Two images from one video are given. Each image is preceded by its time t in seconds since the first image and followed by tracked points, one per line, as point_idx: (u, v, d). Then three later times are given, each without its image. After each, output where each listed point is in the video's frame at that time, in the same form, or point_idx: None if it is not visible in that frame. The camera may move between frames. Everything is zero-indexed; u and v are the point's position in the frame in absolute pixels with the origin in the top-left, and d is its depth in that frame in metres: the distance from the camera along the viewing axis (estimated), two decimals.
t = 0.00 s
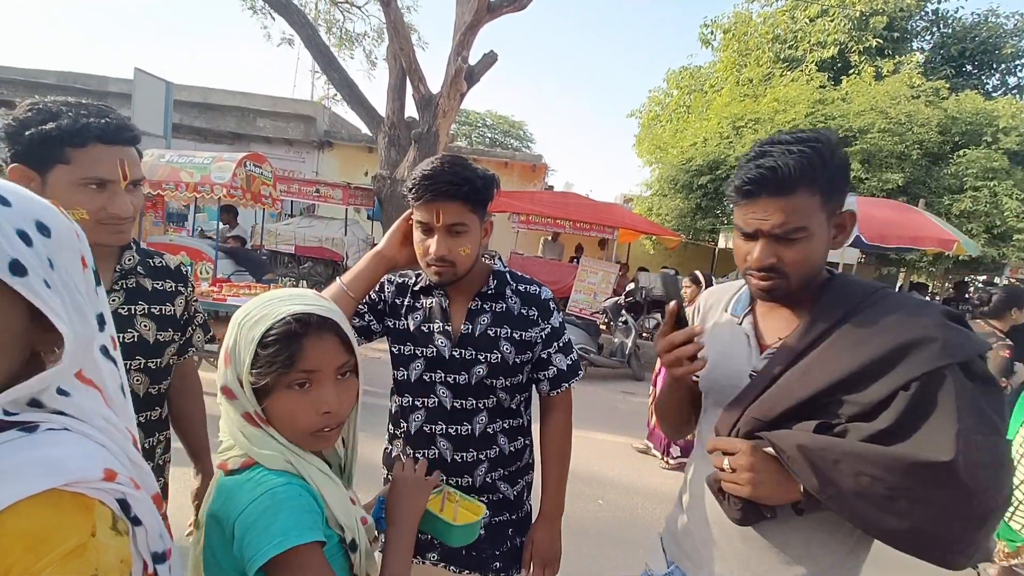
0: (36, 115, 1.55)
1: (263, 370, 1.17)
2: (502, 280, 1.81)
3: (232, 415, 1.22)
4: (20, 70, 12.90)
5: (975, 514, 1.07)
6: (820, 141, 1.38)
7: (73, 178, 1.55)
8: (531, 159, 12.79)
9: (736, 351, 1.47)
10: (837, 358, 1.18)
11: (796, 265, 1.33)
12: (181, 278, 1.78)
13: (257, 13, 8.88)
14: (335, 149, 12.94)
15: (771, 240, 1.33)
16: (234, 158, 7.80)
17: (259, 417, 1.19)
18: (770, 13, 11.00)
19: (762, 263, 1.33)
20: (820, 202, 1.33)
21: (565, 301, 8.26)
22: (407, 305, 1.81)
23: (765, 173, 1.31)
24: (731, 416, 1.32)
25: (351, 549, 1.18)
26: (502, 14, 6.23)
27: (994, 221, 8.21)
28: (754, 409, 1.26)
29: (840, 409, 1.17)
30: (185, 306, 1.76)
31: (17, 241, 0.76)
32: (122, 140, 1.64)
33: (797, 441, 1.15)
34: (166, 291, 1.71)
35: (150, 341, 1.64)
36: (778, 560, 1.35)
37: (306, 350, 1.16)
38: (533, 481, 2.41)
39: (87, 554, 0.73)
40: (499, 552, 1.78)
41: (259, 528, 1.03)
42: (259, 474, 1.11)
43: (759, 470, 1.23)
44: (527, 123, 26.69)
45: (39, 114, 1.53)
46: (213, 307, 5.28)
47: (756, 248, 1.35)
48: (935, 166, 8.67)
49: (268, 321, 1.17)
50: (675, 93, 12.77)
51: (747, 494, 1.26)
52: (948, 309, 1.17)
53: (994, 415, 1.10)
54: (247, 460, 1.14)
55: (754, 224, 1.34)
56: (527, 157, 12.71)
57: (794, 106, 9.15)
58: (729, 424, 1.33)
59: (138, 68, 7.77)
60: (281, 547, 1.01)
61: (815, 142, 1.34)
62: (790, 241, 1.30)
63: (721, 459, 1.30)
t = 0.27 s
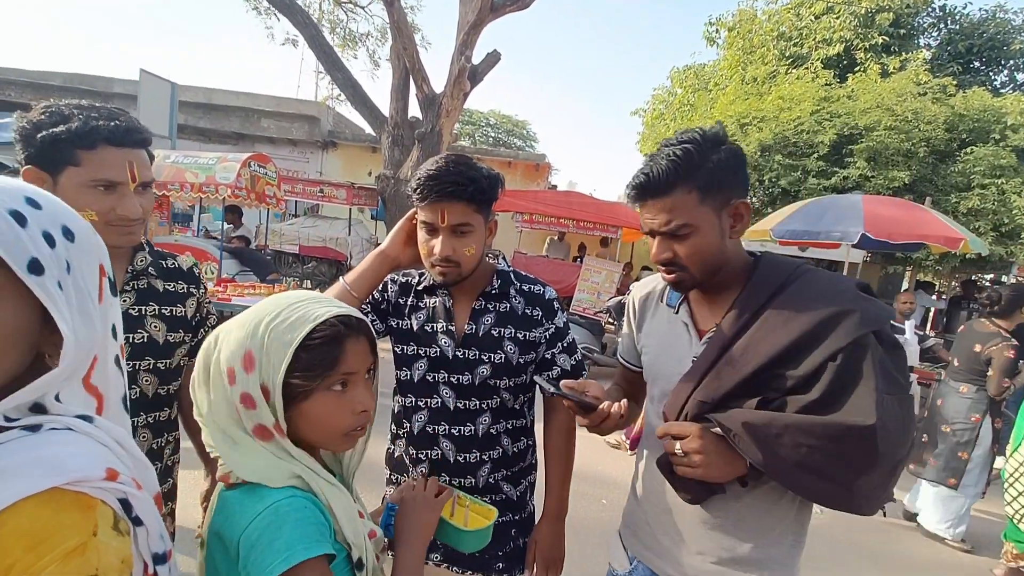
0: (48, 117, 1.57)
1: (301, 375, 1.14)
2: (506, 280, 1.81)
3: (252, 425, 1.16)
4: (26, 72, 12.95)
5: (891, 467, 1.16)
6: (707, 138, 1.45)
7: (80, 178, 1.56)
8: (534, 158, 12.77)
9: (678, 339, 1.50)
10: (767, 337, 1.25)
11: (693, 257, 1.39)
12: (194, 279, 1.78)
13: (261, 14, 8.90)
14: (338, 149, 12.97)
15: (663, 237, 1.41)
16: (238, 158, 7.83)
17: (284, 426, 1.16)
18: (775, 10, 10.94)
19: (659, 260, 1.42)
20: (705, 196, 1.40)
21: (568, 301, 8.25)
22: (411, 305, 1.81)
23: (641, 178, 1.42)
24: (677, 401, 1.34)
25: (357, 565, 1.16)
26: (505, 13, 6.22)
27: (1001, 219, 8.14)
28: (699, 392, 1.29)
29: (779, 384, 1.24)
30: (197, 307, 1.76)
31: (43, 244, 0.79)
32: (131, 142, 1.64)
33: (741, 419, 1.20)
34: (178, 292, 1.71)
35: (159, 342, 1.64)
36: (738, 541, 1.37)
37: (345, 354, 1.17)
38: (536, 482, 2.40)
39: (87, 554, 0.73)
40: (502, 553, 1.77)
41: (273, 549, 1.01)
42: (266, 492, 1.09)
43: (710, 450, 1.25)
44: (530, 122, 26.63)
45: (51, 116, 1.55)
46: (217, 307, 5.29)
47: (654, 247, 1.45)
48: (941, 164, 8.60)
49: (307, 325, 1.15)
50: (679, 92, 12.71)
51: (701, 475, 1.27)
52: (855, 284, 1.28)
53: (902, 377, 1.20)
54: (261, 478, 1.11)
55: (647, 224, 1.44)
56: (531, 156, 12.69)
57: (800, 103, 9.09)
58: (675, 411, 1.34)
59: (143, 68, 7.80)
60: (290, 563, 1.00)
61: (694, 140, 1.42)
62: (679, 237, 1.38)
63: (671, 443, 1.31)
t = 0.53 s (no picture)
0: (56, 122, 1.60)
1: (335, 375, 1.12)
2: (509, 281, 1.81)
3: (283, 438, 1.07)
4: (33, 76, 13.06)
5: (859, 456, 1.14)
6: (665, 141, 1.46)
7: (81, 182, 1.58)
8: (537, 159, 12.79)
9: (657, 336, 1.51)
10: (735, 326, 1.26)
11: (659, 258, 1.39)
12: (207, 283, 1.77)
13: (263, 16, 8.94)
14: (341, 151, 13.01)
15: (628, 241, 1.42)
16: (241, 160, 7.86)
17: (310, 433, 1.11)
18: (777, 11, 10.94)
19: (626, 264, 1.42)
20: (665, 197, 1.40)
21: (570, 302, 8.25)
22: (413, 306, 1.82)
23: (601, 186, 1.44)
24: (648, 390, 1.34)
25: None
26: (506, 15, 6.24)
27: (1005, 219, 8.10)
28: (668, 382, 1.29)
29: (744, 374, 1.23)
30: (208, 311, 1.75)
31: (70, 254, 0.82)
32: (132, 146, 1.65)
33: (707, 407, 1.20)
34: (190, 296, 1.70)
35: (168, 345, 1.63)
36: (718, 539, 1.37)
37: (366, 347, 1.18)
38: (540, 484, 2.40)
39: (77, 558, 0.74)
40: (505, 555, 1.77)
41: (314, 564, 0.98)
42: (283, 513, 1.02)
43: (679, 439, 1.24)
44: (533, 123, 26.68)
45: (56, 121, 1.58)
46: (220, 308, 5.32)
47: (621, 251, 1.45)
48: (945, 164, 8.56)
49: (342, 320, 1.13)
50: (681, 93, 12.71)
51: (671, 465, 1.25)
52: (822, 275, 1.28)
53: (870, 365, 1.19)
54: (288, 496, 1.05)
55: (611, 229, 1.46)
56: (533, 158, 12.71)
57: (802, 103, 9.08)
58: (648, 401, 1.34)
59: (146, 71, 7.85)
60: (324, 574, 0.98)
61: (648, 144, 1.42)
62: (642, 240, 1.38)
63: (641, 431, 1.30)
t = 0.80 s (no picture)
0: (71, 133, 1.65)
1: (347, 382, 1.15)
2: (515, 283, 1.82)
3: (296, 439, 1.08)
4: (42, 79, 13.21)
5: (865, 464, 1.14)
6: (668, 147, 1.47)
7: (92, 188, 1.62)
8: (540, 161, 12.80)
9: (663, 340, 1.51)
10: (743, 330, 1.26)
11: (662, 262, 1.40)
12: (225, 290, 1.78)
13: (269, 19, 9.00)
14: (346, 153, 13.08)
15: (631, 245, 1.42)
16: (247, 162, 7.92)
17: (318, 435, 1.13)
18: (781, 13, 10.92)
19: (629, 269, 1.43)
20: (669, 202, 1.39)
21: (574, 304, 8.25)
22: (419, 307, 1.83)
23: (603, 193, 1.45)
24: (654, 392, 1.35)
25: None
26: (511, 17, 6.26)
27: (1013, 221, 8.04)
28: (674, 385, 1.30)
29: (752, 377, 1.24)
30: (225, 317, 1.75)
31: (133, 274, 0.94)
32: (137, 150, 1.66)
33: (713, 411, 1.20)
34: (207, 301, 1.71)
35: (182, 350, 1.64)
36: (719, 543, 1.36)
37: (371, 358, 1.23)
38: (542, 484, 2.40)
39: (104, 554, 0.76)
40: (509, 556, 1.77)
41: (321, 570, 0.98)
42: (289, 522, 1.03)
43: (684, 442, 1.25)
44: (536, 125, 26.71)
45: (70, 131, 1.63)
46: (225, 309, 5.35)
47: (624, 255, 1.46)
48: (951, 166, 8.51)
49: (365, 328, 1.16)
50: (684, 95, 12.70)
51: (673, 466, 1.26)
52: (832, 282, 1.28)
53: (877, 372, 1.19)
54: (295, 504, 1.06)
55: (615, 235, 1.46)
56: (537, 160, 12.73)
57: (806, 105, 9.05)
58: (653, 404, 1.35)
59: (154, 74, 7.92)
60: None
61: (651, 152, 1.43)
62: (646, 245, 1.38)
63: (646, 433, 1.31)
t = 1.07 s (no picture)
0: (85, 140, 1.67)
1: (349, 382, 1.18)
2: (516, 284, 1.83)
3: (300, 435, 1.09)
4: (43, 80, 13.23)
5: (878, 473, 1.14)
6: (684, 148, 1.47)
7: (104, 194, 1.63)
8: (540, 162, 12.82)
9: (673, 343, 1.52)
10: (756, 333, 1.27)
11: (673, 263, 1.41)
12: (235, 299, 1.79)
13: (270, 20, 9.02)
14: (346, 153, 13.10)
15: (643, 245, 1.44)
16: (247, 163, 7.93)
17: (320, 433, 1.15)
18: (781, 13, 10.94)
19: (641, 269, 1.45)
20: (680, 202, 1.40)
21: (574, 304, 8.27)
22: (421, 308, 1.83)
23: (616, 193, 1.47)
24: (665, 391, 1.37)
25: None
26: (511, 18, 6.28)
27: (1013, 222, 8.05)
28: (684, 386, 1.32)
29: (764, 381, 1.24)
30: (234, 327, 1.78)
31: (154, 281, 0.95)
32: (145, 157, 1.66)
33: (724, 413, 1.21)
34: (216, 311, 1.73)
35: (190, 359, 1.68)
36: (726, 548, 1.37)
37: (372, 362, 1.26)
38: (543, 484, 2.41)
39: (126, 565, 0.78)
40: (510, 556, 1.78)
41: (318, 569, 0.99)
42: (288, 521, 1.03)
43: (692, 444, 1.26)
44: (536, 126, 26.74)
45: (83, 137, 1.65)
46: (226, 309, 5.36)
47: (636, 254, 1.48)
48: (951, 167, 8.52)
49: (371, 330, 1.19)
50: (684, 95, 12.72)
51: (680, 467, 1.27)
52: (849, 288, 1.29)
53: (894, 382, 1.19)
54: (295, 503, 1.06)
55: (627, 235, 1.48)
56: (537, 160, 12.74)
57: (806, 105, 9.06)
58: (663, 403, 1.37)
59: (155, 75, 7.93)
60: None
61: (664, 152, 1.44)
62: (657, 246, 1.40)
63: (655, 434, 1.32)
